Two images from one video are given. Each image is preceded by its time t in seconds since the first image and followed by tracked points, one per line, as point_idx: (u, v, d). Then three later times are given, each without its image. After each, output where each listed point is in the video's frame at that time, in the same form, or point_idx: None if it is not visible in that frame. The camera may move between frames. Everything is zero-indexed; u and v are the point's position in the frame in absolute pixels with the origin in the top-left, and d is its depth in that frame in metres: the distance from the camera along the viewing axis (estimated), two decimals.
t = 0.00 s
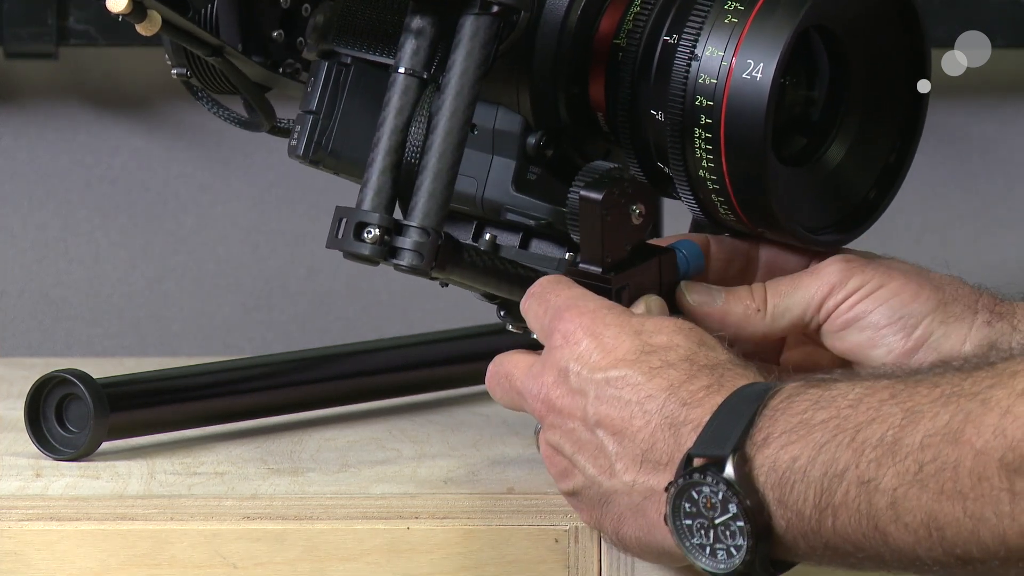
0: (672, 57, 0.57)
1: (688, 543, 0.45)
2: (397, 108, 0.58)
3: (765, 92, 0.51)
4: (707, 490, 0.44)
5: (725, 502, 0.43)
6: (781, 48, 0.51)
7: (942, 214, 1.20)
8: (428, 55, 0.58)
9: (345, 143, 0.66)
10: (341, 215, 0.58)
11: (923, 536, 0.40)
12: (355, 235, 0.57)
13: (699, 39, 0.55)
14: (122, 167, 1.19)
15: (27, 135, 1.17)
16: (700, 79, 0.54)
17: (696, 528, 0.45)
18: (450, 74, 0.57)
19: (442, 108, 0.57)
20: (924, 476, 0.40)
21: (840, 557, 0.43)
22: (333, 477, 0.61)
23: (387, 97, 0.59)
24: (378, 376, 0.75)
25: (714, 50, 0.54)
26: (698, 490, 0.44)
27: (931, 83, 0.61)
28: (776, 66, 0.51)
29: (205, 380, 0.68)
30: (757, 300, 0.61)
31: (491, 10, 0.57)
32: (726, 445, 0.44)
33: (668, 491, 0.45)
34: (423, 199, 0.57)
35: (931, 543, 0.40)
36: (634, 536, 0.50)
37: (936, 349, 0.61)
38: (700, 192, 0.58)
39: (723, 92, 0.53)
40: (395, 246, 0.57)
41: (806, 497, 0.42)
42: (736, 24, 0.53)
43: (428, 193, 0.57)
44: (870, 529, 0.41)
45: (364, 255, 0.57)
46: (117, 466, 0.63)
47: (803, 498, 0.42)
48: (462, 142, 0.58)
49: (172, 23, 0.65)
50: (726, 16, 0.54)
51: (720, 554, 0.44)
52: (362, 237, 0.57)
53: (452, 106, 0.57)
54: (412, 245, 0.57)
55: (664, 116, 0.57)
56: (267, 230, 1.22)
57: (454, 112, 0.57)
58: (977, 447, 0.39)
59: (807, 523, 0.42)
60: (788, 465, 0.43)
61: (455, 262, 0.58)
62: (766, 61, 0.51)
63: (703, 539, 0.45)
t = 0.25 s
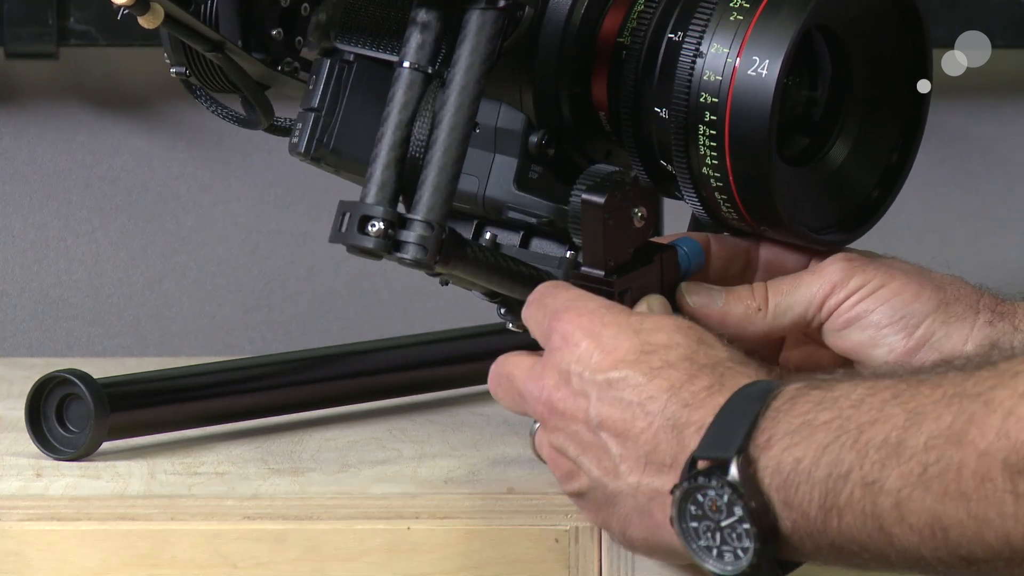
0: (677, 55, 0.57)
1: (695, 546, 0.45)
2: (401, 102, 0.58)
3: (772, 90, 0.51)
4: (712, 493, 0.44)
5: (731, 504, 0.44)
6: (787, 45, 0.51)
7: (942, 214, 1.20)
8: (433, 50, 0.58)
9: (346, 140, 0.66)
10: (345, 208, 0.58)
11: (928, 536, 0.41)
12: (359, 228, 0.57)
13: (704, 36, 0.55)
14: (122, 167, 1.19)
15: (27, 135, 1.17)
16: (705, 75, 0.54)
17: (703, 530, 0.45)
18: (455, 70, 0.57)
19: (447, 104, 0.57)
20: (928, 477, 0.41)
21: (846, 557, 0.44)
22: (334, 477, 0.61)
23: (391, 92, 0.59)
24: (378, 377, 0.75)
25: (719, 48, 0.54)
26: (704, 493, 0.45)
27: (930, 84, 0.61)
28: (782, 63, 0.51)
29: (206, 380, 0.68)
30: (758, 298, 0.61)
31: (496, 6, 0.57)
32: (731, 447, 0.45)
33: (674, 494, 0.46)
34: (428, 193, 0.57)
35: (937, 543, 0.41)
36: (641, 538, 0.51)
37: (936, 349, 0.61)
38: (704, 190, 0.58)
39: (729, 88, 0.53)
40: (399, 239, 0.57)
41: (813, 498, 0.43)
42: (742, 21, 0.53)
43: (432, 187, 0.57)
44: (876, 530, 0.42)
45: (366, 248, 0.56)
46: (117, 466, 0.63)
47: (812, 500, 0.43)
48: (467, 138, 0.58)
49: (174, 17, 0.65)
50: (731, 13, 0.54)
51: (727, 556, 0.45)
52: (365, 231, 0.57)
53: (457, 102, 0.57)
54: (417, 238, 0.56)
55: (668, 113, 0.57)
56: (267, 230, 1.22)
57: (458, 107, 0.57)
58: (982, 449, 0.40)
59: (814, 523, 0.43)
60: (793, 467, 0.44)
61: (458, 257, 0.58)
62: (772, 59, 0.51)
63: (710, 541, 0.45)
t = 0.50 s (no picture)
0: (672, 60, 0.56)
1: (726, 537, 0.45)
2: (396, 110, 0.58)
3: (766, 94, 0.51)
4: (741, 486, 0.44)
5: (760, 497, 0.44)
6: (782, 49, 0.51)
7: (942, 214, 1.20)
8: (428, 57, 0.58)
9: (344, 144, 0.66)
10: (340, 217, 0.58)
11: (952, 532, 0.39)
12: (354, 237, 0.57)
13: (699, 41, 0.54)
14: (122, 167, 1.19)
15: (26, 135, 1.17)
16: (700, 81, 0.54)
17: (734, 522, 0.45)
18: (449, 77, 0.57)
19: (442, 111, 0.57)
20: (950, 472, 0.39)
21: (873, 548, 0.43)
22: (334, 477, 0.61)
23: (386, 99, 0.59)
24: (378, 377, 0.75)
25: (715, 52, 0.54)
26: (733, 486, 0.44)
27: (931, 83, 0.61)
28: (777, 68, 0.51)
29: (206, 380, 0.68)
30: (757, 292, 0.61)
31: (491, 12, 0.56)
32: (757, 441, 0.44)
33: (704, 486, 0.46)
34: (422, 201, 0.57)
35: (960, 538, 0.39)
36: (671, 527, 0.51)
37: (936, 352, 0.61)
38: (699, 194, 0.58)
39: (723, 94, 0.53)
40: (395, 249, 0.57)
41: (838, 489, 0.42)
42: (737, 26, 0.53)
43: (427, 196, 0.57)
44: (899, 523, 0.41)
45: (362, 258, 0.56)
46: (117, 466, 0.63)
47: (836, 490, 0.42)
48: (461, 145, 0.58)
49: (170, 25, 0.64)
50: (725, 18, 0.54)
51: (759, 546, 0.44)
52: (361, 240, 0.57)
53: (452, 109, 0.57)
54: (411, 247, 0.56)
55: (663, 118, 0.57)
56: (267, 230, 1.22)
57: (453, 115, 0.57)
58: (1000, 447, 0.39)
59: (840, 514, 0.42)
60: (817, 460, 0.43)
61: (454, 265, 0.58)
62: (766, 64, 0.51)
63: (741, 532, 0.45)
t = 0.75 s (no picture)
0: (666, 58, 0.57)
1: (756, 514, 0.46)
2: (391, 110, 0.58)
3: (759, 89, 0.51)
4: (770, 467, 0.44)
5: (789, 477, 0.44)
6: (774, 44, 0.51)
7: (942, 214, 1.20)
8: (423, 57, 0.58)
9: (344, 147, 0.66)
10: (337, 218, 0.58)
11: (970, 514, 0.40)
12: (351, 238, 0.57)
13: (692, 38, 0.55)
14: (122, 167, 1.19)
15: (26, 135, 1.17)
16: (694, 79, 0.54)
17: (765, 499, 0.45)
18: (443, 76, 0.57)
19: (436, 110, 0.57)
20: (968, 455, 0.40)
21: (897, 526, 0.44)
22: (333, 477, 0.61)
23: (382, 100, 0.59)
24: (378, 377, 0.75)
25: (708, 49, 0.54)
26: (761, 467, 0.44)
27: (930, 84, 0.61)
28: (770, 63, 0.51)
29: (206, 380, 0.68)
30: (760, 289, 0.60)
31: (484, 11, 0.56)
32: (784, 420, 0.44)
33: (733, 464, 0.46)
34: (417, 202, 0.57)
35: (977, 521, 0.40)
36: (700, 505, 0.51)
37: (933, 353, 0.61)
38: (697, 191, 0.58)
39: (717, 92, 0.53)
40: (391, 249, 0.57)
41: (862, 466, 0.43)
42: (730, 22, 0.53)
43: (422, 196, 0.57)
44: (920, 503, 0.41)
45: (359, 259, 0.56)
46: (117, 466, 0.63)
47: (861, 466, 0.43)
48: (457, 144, 0.57)
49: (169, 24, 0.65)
50: (719, 16, 0.54)
51: (789, 523, 0.45)
52: (357, 240, 0.57)
53: (446, 108, 0.57)
54: (407, 247, 0.56)
55: (659, 116, 0.57)
56: (267, 230, 1.22)
57: (447, 115, 0.57)
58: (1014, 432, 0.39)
59: (864, 491, 0.43)
60: (842, 438, 0.44)
61: (451, 265, 0.59)
62: (760, 59, 0.51)
63: (771, 509, 0.45)
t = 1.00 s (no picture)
0: (665, 53, 0.56)
1: (770, 506, 0.46)
2: (389, 109, 0.58)
3: (756, 84, 0.51)
4: (782, 459, 0.44)
5: (801, 469, 0.44)
6: (771, 40, 0.51)
7: (942, 215, 1.20)
8: (420, 55, 0.58)
9: (344, 148, 0.66)
10: (336, 217, 0.58)
11: (975, 507, 0.41)
12: (351, 237, 0.57)
13: (689, 34, 0.55)
14: (122, 167, 1.19)
15: (26, 135, 1.17)
16: (692, 74, 0.54)
17: (777, 491, 0.45)
18: (441, 74, 0.57)
19: (434, 108, 0.57)
20: (974, 448, 0.40)
21: (906, 517, 0.44)
22: (334, 477, 0.61)
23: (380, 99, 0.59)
24: (378, 377, 0.75)
25: (705, 45, 0.54)
26: (773, 459, 0.44)
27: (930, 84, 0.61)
28: (767, 59, 0.51)
29: (206, 380, 0.68)
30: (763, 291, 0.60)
31: (480, 9, 0.56)
32: (797, 412, 0.44)
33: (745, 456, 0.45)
34: (417, 199, 0.57)
35: (983, 512, 0.41)
36: (716, 498, 0.51)
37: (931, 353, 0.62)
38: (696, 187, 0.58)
39: (714, 88, 0.53)
40: (390, 247, 0.57)
41: (872, 457, 0.43)
42: (727, 17, 0.53)
43: (421, 194, 0.57)
44: (927, 495, 0.42)
45: (358, 257, 0.57)
46: (117, 466, 0.63)
47: (870, 458, 0.43)
48: (455, 141, 0.58)
49: (170, 21, 0.64)
50: (716, 11, 0.54)
51: (802, 515, 0.45)
52: (357, 238, 0.57)
53: (444, 105, 0.57)
54: (406, 245, 0.56)
55: (657, 113, 0.57)
56: (267, 230, 1.22)
57: (446, 112, 0.57)
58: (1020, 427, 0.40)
59: (873, 483, 0.43)
60: (855, 431, 0.44)
61: (451, 265, 0.59)
62: (757, 53, 0.51)
63: (784, 501, 0.45)
